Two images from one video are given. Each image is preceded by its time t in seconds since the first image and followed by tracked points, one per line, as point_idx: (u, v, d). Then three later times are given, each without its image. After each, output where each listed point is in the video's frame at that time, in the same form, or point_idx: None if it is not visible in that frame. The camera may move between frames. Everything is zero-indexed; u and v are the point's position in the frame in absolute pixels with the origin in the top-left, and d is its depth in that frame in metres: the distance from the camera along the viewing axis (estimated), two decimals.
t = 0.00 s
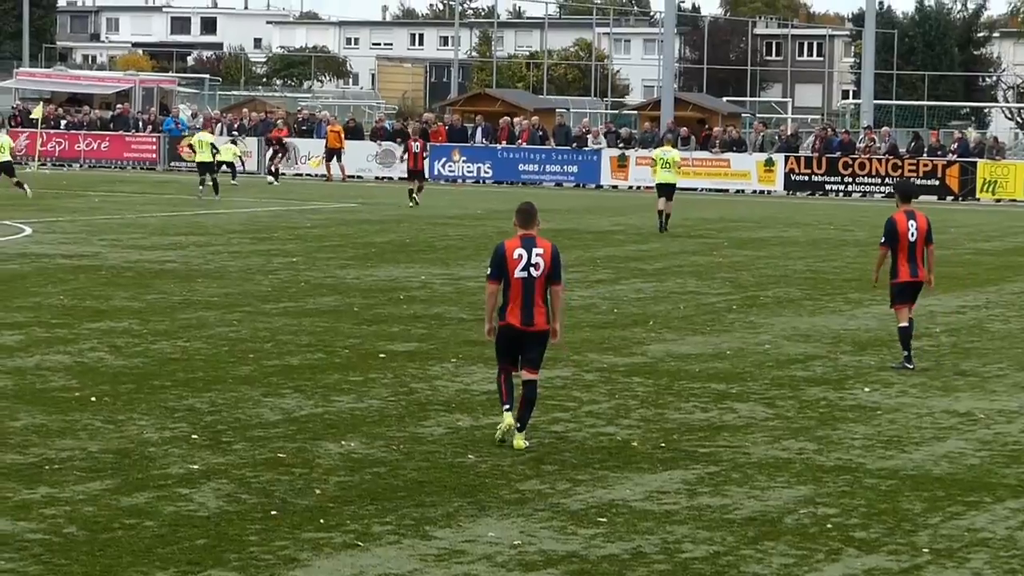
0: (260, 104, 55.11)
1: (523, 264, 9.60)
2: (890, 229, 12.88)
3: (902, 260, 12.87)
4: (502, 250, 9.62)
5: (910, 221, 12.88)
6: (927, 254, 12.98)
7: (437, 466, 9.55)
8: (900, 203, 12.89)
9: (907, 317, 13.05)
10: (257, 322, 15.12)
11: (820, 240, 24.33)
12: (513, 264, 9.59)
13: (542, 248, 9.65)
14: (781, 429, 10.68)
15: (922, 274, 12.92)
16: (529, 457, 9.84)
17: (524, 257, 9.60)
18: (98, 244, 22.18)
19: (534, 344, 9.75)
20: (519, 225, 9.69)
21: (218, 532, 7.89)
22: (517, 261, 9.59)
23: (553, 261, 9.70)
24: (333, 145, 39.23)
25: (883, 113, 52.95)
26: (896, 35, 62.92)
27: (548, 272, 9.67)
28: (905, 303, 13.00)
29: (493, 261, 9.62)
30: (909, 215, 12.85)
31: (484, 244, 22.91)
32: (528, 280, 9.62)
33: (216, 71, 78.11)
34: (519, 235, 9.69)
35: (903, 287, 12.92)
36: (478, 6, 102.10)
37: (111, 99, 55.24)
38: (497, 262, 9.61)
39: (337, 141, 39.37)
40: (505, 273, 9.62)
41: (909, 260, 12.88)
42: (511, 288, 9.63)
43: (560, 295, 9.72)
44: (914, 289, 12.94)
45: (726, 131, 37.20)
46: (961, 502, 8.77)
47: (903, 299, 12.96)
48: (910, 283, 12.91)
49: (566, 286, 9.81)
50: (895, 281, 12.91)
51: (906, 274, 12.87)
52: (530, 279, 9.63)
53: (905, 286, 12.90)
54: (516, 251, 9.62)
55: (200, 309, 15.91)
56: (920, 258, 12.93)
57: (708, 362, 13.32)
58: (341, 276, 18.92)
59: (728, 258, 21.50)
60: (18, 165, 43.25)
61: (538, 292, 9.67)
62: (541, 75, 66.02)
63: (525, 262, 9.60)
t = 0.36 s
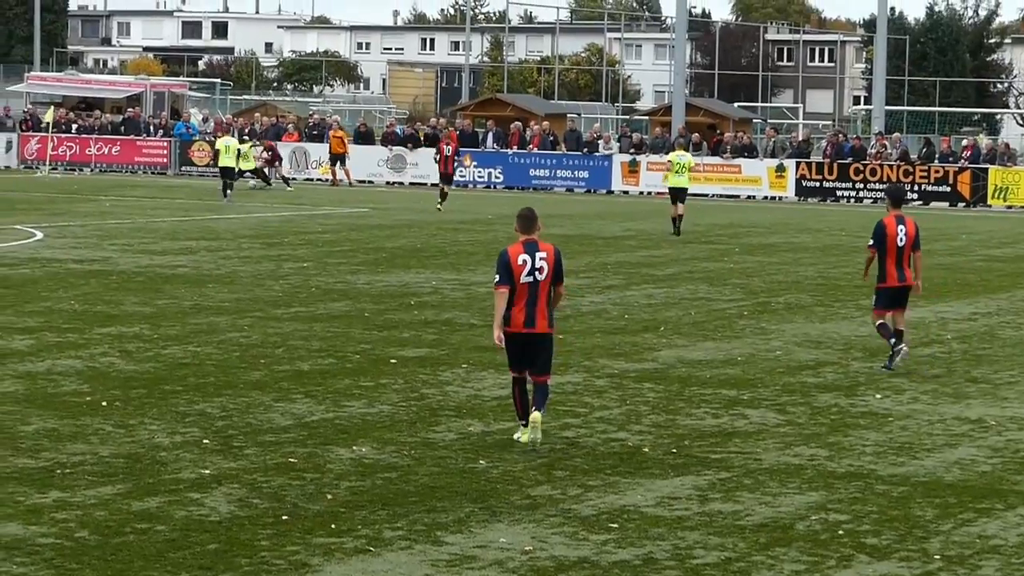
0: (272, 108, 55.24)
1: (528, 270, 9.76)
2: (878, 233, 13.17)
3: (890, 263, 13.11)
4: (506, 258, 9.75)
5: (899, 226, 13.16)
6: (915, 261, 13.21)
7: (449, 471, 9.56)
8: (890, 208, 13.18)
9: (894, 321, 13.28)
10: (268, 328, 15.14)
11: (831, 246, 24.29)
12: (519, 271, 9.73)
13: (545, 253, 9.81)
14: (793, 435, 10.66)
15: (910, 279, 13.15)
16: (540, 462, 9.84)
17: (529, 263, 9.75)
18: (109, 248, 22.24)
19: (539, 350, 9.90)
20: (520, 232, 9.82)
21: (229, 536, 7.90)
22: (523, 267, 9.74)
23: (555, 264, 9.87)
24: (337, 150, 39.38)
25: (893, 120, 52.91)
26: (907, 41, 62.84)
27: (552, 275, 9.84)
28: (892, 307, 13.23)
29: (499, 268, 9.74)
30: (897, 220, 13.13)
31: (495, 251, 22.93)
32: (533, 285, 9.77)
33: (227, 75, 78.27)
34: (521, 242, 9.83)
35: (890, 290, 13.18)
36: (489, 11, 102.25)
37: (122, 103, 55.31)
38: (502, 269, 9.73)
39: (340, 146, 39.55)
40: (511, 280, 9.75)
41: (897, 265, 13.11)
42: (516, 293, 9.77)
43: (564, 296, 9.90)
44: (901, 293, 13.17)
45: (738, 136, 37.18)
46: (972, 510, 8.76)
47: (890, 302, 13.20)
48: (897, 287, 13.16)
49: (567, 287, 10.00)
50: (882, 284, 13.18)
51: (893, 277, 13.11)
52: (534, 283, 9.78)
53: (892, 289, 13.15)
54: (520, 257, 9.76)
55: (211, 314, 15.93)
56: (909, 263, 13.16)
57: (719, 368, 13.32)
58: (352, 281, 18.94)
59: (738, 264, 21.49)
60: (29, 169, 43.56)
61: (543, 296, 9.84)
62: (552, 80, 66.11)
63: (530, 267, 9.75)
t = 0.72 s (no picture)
0: (301, 112, 55.48)
1: (548, 269, 10.03)
2: (885, 237, 13.16)
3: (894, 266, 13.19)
4: (527, 256, 10.05)
5: (904, 229, 13.19)
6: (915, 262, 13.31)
7: (478, 474, 9.58)
8: (894, 211, 13.17)
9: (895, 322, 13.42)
10: (297, 330, 15.20)
11: (860, 250, 24.21)
12: (538, 269, 10.02)
13: (565, 254, 10.08)
14: (821, 440, 10.64)
15: (911, 280, 13.27)
16: (568, 466, 9.85)
17: (549, 262, 10.03)
18: (138, 251, 22.37)
19: (559, 349, 10.13)
20: (543, 233, 10.14)
21: (258, 539, 7.94)
22: (542, 266, 10.02)
23: (577, 266, 10.12)
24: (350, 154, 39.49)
25: (922, 124, 52.72)
26: (937, 45, 62.60)
27: (572, 277, 10.09)
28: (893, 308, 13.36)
29: (518, 266, 10.05)
30: (901, 224, 13.17)
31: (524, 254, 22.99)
32: (553, 284, 10.02)
33: (256, 78, 78.55)
34: (543, 243, 10.14)
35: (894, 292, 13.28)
36: (518, 15, 102.31)
37: (152, 106, 55.56)
38: (522, 267, 10.04)
39: (355, 151, 39.52)
40: (531, 277, 10.04)
41: (900, 268, 13.21)
42: (536, 292, 10.03)
43: (584, 298, 10.12)
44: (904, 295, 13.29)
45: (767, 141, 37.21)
46: (1002, 515, 8.72)
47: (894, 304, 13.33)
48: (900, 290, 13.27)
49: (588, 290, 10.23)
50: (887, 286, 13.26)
51: (897, 279, 13.21)
52: (555, 282, 10.04)
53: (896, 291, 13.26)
54: (541, 257, 10.05)
55: (240, 316, 16.00)
56: (911, 265, 13.26)
57: (747, 371, 13.30)
58: (381, 283, 19.00)
59: (766, 267, 21.45)
60: (59, 172, 43.58)
61: (563, 296, 10.07)
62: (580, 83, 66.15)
63: (550, 267, 10.02)
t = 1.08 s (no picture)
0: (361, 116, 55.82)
1: (600, 265, 10.33)
2: (913, 239, 13.47)
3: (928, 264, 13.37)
4: (579, 251, 10.36)
5: (934, 231, 13.46)
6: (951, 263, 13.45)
7: (540, 478, 9.62)
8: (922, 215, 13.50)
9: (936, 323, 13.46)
10: (359, 333, 15.31)
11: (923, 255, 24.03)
12: (590, 264, 10.31)
13: (616, 251, 10.39)
14: (884, 445, 10.59)
15: (949, 280, 13.40)
16: (631, 470, 9.88)
17: (601, 258, 10.33)
18: (201, 254, 22.61)
19: (610, 341, 10.47)
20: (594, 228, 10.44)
21: (321, 542, 8.02)
22: (594, 261, 10.32)
23: (627, 262, 10.44)
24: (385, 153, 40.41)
25: (987, 127, 52.17)
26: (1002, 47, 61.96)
27: (623, 272, 10.41)
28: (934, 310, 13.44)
29: (571, 261, 10.34)
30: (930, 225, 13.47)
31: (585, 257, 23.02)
32: (605, 280, 10.34)
33: (318, 81, 79.01)
34: (595, 238, 10.44)
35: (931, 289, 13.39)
36: (578, 19, 102.30)
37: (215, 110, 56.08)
38: (575, 262, 10.32)
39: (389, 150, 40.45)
40: (584, 273, 10.35)
41: (937, 267, 13.36)
42: (589, 287, 10.35)
43: (633, 294, 10.45)
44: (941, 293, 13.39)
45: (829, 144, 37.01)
46: None
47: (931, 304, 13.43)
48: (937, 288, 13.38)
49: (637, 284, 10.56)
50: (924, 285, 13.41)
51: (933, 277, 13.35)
52: (606, 278, 10.35)
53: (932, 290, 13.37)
54: (593, 253, 10.36)
55: (303, 319, 16.15)
56: (948, 266, 13.42)
57: (809, 376, 13.25)
58: (443, 287, 19.10)
59: (828, 271, 21.33)
60: (121, 175, 44.36)
61: (614, 290, 10.39)
62: (641, 86, 66.07)
63: (602, 263, 10.33)
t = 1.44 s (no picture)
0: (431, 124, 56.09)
1: (640, 268, 10.55)
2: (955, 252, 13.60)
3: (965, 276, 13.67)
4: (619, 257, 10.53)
5: (969, 241, 13.67)
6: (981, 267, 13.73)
7: (610, 486, 9.66)
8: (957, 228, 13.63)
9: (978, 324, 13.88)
10: (428, 341, 15.43)
11: (996, 261, 23.79)
12: (631, 268, 10.52)
13: (653, 253, 10.61)
14: (956, 452, 10.52)
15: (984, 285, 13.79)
16: (700, 476, 9.89)
17: (640, 261, 10.55)
18: (271, 262, 22.86)
19: (650, 341, 10.73)
20: (630, 233, 10.62)
21: (391, 550, 8.11)
22: (635, 265, 10.53)
23: (662, 263, 10.69)
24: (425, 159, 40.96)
25: None
26: None
27: (660, 274, 10.65)
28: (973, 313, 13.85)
29: (612, 267, 10.50)
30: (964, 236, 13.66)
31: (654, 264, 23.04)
32: (644, 282, 10.58)
33: (387, 89, 79.45)
34: (631, 241, 10.63)
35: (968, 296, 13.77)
36: (647, 26, 102.24)
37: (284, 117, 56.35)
38: (616, 268, 10.49)
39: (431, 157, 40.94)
40: (624, 277, 10.55)
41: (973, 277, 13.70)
42: (630, 290, 10.57)
43: (670, 293, 10.73)
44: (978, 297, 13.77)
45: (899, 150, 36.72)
46: None
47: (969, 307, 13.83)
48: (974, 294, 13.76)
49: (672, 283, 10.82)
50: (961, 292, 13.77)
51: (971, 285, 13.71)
52: (646, 280, 10.59)
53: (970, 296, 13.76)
54: (632, 256, 10.57)
55: (372, 327, 16.29)
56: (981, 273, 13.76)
57: (880, 383, 13.18)
58: (512, 294, 19.19)
59: (899, 278, 21.19)
60: (191, 183, 44.74)
61: (652, 292, 10.65)
62: (710, 93, 65.92)
63: (641, 266, 10.55)
